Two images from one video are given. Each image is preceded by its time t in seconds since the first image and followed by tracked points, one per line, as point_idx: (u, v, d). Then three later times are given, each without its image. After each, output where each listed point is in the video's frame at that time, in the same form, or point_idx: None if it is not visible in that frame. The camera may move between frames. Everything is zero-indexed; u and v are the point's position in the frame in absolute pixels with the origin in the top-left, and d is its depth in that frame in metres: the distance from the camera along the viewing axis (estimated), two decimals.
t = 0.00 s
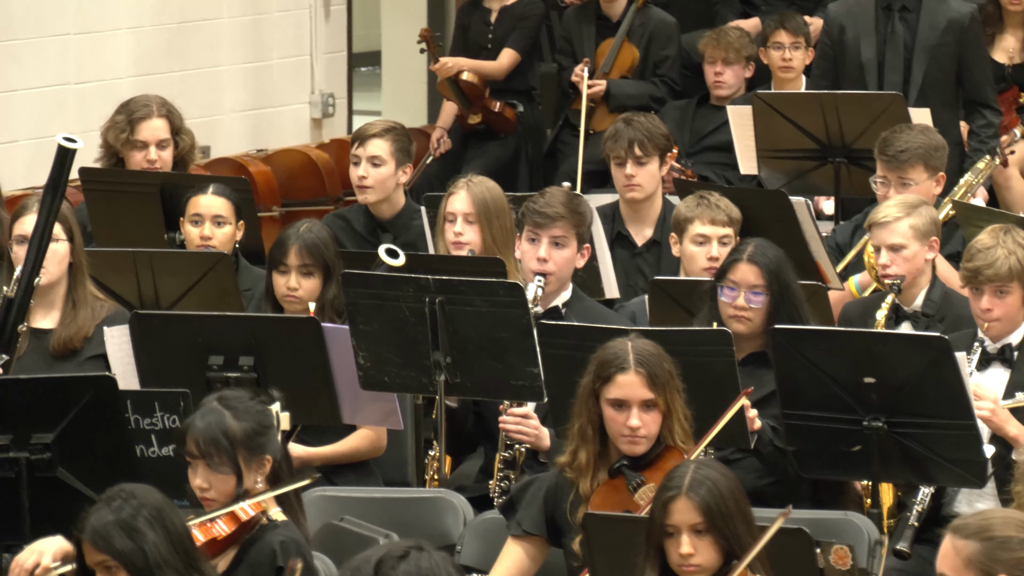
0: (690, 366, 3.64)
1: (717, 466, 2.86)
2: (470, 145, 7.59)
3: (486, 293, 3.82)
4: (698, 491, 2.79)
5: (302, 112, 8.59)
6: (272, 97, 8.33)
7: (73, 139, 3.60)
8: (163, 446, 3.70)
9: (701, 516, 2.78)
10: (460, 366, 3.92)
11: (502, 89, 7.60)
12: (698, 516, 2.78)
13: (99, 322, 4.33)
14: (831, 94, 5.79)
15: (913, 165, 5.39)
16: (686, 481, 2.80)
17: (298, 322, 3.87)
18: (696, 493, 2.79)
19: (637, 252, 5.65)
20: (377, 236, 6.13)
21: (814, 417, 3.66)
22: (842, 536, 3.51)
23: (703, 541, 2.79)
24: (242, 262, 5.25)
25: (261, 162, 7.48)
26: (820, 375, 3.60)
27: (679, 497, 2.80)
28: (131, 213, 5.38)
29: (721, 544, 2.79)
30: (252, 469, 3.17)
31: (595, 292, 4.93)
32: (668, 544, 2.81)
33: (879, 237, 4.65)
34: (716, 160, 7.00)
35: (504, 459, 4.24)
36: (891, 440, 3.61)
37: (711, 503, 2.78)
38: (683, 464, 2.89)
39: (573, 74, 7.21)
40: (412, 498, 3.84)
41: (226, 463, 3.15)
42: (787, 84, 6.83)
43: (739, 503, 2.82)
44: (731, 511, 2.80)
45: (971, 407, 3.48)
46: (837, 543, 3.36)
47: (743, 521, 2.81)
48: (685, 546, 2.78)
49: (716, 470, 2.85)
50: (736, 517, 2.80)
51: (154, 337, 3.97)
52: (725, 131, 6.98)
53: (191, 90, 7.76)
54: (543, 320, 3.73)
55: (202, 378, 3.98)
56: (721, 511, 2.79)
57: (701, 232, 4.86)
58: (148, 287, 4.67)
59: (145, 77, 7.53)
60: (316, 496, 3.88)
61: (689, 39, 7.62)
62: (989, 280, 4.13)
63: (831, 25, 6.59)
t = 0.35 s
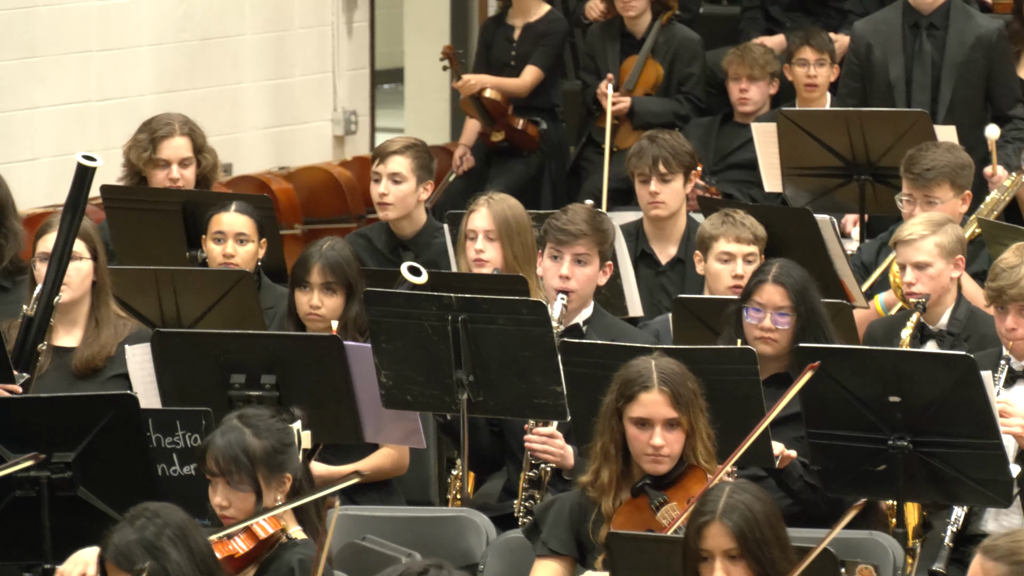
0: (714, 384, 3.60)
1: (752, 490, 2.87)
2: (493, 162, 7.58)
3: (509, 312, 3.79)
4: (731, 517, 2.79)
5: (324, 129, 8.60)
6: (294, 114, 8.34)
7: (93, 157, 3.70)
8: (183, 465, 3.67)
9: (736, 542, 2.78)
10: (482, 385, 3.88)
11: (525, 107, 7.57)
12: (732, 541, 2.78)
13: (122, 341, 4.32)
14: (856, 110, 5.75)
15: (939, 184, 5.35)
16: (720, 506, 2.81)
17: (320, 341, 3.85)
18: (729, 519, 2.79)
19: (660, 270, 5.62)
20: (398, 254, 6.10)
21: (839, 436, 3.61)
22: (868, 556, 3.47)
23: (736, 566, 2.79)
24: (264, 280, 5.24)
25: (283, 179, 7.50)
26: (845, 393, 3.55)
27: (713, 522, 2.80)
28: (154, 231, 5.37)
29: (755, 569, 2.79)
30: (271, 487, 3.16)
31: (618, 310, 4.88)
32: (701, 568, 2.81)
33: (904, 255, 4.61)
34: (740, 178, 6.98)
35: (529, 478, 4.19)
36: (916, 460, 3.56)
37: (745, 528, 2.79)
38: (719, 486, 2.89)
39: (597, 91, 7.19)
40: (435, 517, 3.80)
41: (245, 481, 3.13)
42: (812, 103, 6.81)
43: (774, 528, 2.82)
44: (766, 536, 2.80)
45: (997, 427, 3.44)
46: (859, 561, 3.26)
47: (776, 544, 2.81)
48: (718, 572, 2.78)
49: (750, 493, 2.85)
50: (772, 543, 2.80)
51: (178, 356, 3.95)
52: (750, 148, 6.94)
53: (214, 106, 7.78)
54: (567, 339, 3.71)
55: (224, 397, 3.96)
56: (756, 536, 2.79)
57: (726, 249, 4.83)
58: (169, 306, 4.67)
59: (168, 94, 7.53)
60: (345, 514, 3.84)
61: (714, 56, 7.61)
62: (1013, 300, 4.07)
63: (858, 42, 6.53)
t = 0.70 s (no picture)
0: (743, 396, 3.59)
1: (796, 507, 2.87)
2: (520, 174, 7.58)
3: (535, 324, 3.79)
4: (775, 535, 2.79)
5: (351, 142, 8.62)
6: (320, 127, 8.36)
7: (117, 171, 3.79)
8: (210, 477, 3.69)
9: (778, 561, 2.78)
10: (508, 396, 3.88)
11: (552, 119, 7.57)
12: (775, 560, 2.78)
13: (149, 353, 4.33)
14: (882, 123, 5.74)
15: (967, 196, 5.32)
16: (763, 525, 2.80)
17: (349, 354, 3.85)
18: (773, 536, 2.79)
19: (687, 282, 5.60)
20: (426, 265, 6.09)
21: (865, 448, 3.59)
22: (895, 570, 3.44)
23: None
24: (291, 292, 5.24)
25: (311, 192, 7.51)
26: (870, 405, 3.54)
27: (756, 539, 2.79)
28: (180, 242, 5.39)
29: None
30: (302, 499, 3.14)
31: (645, 322, 4.88)
32: None
33: (931, 268, 4.56)
34: (768, 190, 6.96)
35: (548, 489, 4.20)
36: (943, 472, 3.53)
37: (788, 547, 2.78)
38: (763, 502, 2.89)
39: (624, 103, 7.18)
40: (462, 529, 3.76)
41: (275, 494, 3.12)
42: (839, 114, 6.79)
43: (816, 545, 2.82)
44: (807, 554, 2.80)
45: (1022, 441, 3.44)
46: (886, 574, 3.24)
47: (818, 563, 2.81)
48: None
49: (793, 511, 2.84)
50: (813, 561, 2.80)
51: (204, 368, 3.93)
52: (777, 160, 6.93)
53: (240, 119, 7.81)
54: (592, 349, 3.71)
55: (251, 410, 3.95)
56: (800, 555, 2.78)
57: (753, 265, 4.82)
58: (196, 317, 4.67)
59: (194, 106, 7.56)
60: (365, 528, 3.82)
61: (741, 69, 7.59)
62: None
63: (886, 54, 6.56)
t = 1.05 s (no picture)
0: (777, 407, 3.57)
1: (835, 516, 2.87)
2: (549, 184, 7.58)
3: (564, 334, 3.78)
4: (814, 541, 2.80)
5: (380, 151, 8.63)
6: (349, 136, 8.37)
7: (146, 178, 3.81)
8: (239, 487, 3.68)
9: (818, 567, 2.79)
10: (537, 407, 3.88)
11: (581, 128, 7.56)
12: (814, 567, 2.79)
13: (178, 363, 4.35)
14: (912, 134, 5.71)
15: (996, 207, 5.27)
16: (803, 531, 2.81)
17: (377, 364, 3.81)
18: (811, 543, 2.80)
19: (716, 291, 5.58)
20: (454, 276, 6.10)
21: (893, 458, 3.55)
22: None
23: None
24: (320, 302, 5.24)
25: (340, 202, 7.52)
26: (899, 414, 3.51)
27: (795, 545, 2.80)
28: (210, 252, 5.40)
29: None
30: (335, 509, 3.14)
31: (675, 332, 4.86)
32: None
33: (962, 278, 4.54)
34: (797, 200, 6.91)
35: (580, 499, 4.19)
36: (972, 482, 3.52)
37: (826, 554, 2.79)
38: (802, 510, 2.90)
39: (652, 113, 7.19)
40: (490, 538, 3.74)
41: (309, 504, 3.12)
42: (869, 124, 6.76)
43: (853, 555, 2.83)
44: (845, 563, 2.81)
45: None
46: None
47: (857, 573, 2.82)
48: None
49: (833, 519, 2.85)
50: (851, 567, 2.82)
51: (230, 376, 3.91)
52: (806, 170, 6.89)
53: (269, 128, 7.83)
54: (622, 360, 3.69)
55: (279, 419, 3.91)
56: (838, 563, 2.80)
57: (782, 273, 4.79)
58: (225, 326, 4.67)
59: (223, 115, 7.58)
60: (394, 536, 3.76)
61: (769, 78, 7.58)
62: None
63: (912, 65, 6.50)
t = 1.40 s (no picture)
0: (808, 415, 3.55)
1: (858, 520, 2.85)
2: (580, 191, 7.58)
3: (593, 341, 3.77)
4: (837, 547, 2.78)
5: (411, 158, 8.64)
6: (380, 143, 8.39)
7: (174, 185, 3.81)
8: (270, 493, 3.69)
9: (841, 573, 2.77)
10: (568, 413, 3.86)
11: (611, 135, 7.54)
12: (837, 573, 2.77)
13: (208, 370, 4.35)
14: (943, 141, 5.69)
15: None
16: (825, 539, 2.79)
17: (406, 370, 3.81)
18: (835, 549, 2.78)
19: (747, 299, 5.56)
20: (484, 282, 6.10)
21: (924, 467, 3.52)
22: None
23: None
24: (352, 309, 5.26)
25: (371, 209, 7.54)
26: (930, 422, 3.50)
27: (819, 552, 2.78)
28: (241, 260, 5.42)
29: None
30: (352, 516, 3.13)
31: (704, 338, 4.84)
32: None
33: (992, 284, 4.49)
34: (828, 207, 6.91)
35: (611, 506, 4.17)
36: (1003, 490, 3.50)
37: (851, 561, 2.77)
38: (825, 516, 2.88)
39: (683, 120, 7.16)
40: (520, 546, 3.69)
41: (326, 512, 3.11)
42: (901, 131, 6.74)
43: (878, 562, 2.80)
44: (870, 569, 2.79)
45: None
46: None
47: None
48: None
49: (856, 524, 2.83)
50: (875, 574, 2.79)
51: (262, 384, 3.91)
52: (837, 176, 6.90)
53: (299, 135, 7.85)
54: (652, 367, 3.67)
55: (310, 426, 3.92)
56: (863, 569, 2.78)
57: (810, 280, 4.77)
58: (256, 334, 4.70)
59: (254, 122, 7.61)
60: (422, 543, 3.73)
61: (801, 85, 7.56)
62: None
63: (942, 72, 6.47)
